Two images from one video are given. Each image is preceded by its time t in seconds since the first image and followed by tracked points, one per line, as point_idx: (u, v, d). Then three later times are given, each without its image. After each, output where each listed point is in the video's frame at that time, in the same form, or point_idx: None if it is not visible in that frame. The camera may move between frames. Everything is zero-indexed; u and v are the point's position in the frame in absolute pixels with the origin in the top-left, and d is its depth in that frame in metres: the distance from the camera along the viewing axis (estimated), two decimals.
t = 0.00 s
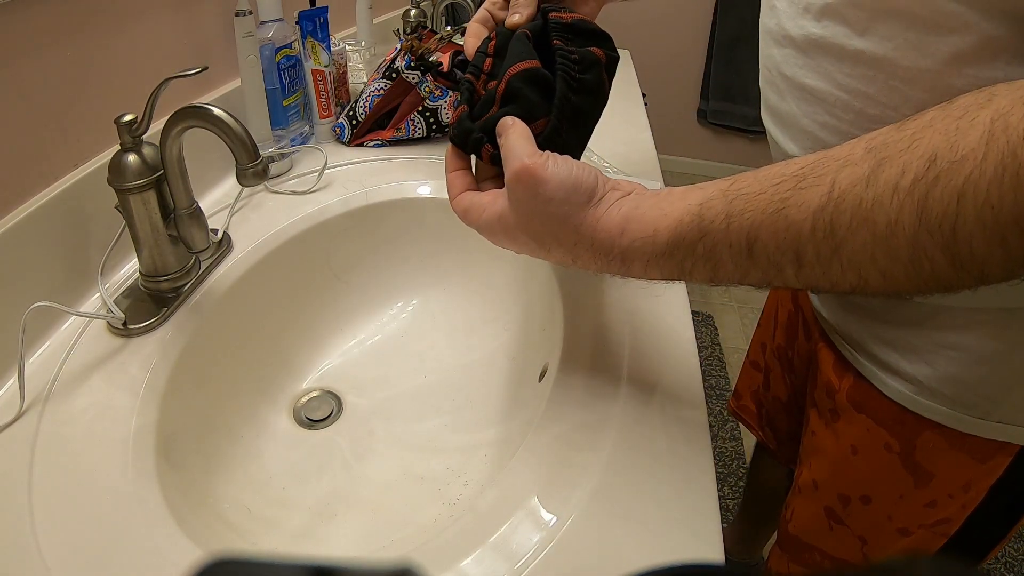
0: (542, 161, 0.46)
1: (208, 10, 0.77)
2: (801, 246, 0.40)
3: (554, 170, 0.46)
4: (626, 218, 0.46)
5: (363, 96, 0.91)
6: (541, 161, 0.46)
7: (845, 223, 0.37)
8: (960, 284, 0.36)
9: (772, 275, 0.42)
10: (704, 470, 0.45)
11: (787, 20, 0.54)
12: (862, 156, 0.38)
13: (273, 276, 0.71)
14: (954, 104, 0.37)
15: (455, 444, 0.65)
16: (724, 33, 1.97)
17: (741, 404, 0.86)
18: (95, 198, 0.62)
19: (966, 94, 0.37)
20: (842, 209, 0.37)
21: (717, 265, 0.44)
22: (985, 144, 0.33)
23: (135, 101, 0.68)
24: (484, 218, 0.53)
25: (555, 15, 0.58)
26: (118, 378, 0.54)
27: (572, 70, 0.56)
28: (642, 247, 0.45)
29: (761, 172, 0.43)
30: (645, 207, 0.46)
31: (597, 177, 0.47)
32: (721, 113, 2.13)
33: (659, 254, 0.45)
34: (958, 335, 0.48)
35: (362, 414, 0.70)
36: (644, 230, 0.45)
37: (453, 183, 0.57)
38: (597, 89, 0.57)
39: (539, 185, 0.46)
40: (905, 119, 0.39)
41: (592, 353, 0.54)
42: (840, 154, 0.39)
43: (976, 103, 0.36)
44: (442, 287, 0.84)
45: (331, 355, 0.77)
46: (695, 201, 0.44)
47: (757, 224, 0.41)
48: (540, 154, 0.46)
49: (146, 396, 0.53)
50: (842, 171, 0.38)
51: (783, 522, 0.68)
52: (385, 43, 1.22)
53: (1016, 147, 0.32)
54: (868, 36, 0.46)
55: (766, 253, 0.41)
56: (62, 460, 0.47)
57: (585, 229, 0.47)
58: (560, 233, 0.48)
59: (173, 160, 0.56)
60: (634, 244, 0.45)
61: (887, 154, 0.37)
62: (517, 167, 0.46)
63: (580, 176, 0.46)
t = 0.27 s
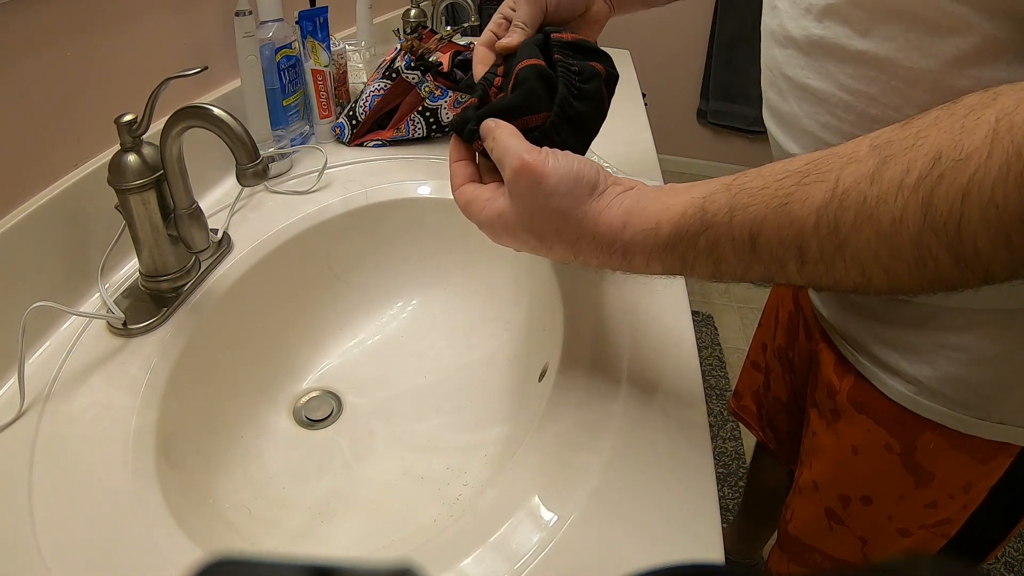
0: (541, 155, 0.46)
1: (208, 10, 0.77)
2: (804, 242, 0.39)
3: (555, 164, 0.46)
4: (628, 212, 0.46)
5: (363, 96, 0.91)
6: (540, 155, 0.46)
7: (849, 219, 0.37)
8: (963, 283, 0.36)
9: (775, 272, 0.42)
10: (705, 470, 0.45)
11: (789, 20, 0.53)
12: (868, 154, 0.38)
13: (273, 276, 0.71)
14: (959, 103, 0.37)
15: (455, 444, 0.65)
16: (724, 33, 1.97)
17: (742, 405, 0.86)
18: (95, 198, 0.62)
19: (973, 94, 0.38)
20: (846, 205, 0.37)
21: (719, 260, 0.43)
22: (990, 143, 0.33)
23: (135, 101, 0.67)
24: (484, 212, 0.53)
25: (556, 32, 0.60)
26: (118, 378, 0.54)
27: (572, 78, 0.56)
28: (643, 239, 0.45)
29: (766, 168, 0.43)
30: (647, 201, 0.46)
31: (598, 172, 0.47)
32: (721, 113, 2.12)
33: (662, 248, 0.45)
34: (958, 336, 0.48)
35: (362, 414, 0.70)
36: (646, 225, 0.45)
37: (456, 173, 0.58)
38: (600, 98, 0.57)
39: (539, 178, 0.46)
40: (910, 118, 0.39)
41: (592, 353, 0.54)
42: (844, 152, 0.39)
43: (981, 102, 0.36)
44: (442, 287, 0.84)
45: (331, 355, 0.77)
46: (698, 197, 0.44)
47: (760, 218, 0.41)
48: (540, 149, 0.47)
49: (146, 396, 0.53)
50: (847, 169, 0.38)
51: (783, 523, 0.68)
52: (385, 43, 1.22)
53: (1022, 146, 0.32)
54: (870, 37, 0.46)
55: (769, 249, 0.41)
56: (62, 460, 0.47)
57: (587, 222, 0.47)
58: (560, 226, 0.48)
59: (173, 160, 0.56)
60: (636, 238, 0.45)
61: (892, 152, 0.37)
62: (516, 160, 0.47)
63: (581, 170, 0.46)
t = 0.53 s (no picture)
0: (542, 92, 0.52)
1: (208, 10, 0.77)
2: (793, 179, 0.39)
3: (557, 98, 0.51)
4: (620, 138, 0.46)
5: (363, 96, 0.91)
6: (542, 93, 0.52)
7: (838, 158, 0.37)
8: (947, 245, 0.36)
9: (760, 213, 0.41)
10: (705, 469, 0.45)
11: (790, 20, 0.53)
12: (866, 107, 0.38)
13: (272, 277, 0.71)
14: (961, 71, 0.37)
15: (455, 444, 0.65)
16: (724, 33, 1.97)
17: (742, 405, 0.86)
18: (95, 198, 0.62)
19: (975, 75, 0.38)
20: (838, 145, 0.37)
21: (706, 191, 0.43)
22: (984, 101, 0.33)
23: (135, 101, 0.67)
24: (489, 149, 0.56)
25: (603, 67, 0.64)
26: (118, 378, 0.54)
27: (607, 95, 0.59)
28: (632, 159, 0.45)
29: (766, 116, 0.43)
30: (644, 133, 0.46)
31: (598, 110, 0.50)
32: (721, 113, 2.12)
33: (651, 174, 0.45)
34: (958, 335, 0.48)
35: (362, 414, 0.70)
36: (640, 148, 0.45)
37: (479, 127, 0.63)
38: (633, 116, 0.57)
39: (541, 107, 0.51)
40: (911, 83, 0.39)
41: (592, 353, 0.54)
42: (843, 107, 0.39)
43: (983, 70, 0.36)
44: (442, 287, 0.84)
45: (331, 355, 0.77)
46: (694, 131, 0.44)
47: (751, 149, 0.40)
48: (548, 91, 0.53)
49: (146, 396, 0.53)
50: (842, 118, 0.38)
51: (783, 523, 0.68)
52: (385, 43, 1.22)
53: (1010, 112, 0.32)
54: (871, 37, 0.46)
55: (756, 184, 0.40)
56: (62, 460, 0.47)
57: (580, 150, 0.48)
58: (555, 153, 0.50)
59: (173, 160, 0.56)
60: (626, 163, 0.45)
61: (888, 106, 0.37)
62: (526, 93, 0.53)
63: (583, 107, 0.50)
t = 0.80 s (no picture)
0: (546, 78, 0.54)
1: (208, 10, 0.77)
2: (809, 153, 0.38)
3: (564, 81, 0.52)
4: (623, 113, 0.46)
5: (363, 96, 0.91)
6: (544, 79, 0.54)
7: (858, 135, 0.36)
8: (959, 232, 0.35)
9: (771, 191, 0.40)
10: (705, 469, 0.45)
11: (791, 20, 0.53)
12: (885, 92, 0.38)
13: (272, 278, 0.71)
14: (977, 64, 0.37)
15: (455, 444, 0.65)
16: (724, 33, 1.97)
17: (743, 405, 0.86)
18: (95, 198, 0.62)
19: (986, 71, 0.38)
20: (858, 121, 0.37)
21: (713, 165, 0.42)
22: (1005, 88, 0.33)
23: (135, 101, 0.67)
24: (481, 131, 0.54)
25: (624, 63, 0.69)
26: (118, 378, 0.54)
27: (617, 84, 0.63)
28: (639, 132, 0.45)
29: (778, 100, 0.43)
30: (653, 110, 0.46)
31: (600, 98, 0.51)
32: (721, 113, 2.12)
33: (660, 147, 0.44)
34: (960, 336, 0.48)
35: (362, 414, 0.70)
36: (648, 120, 0.45)
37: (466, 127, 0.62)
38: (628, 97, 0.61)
39: (544, 89, 0.51)
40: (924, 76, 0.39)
41: (592, 353, 0.54)
42: (860, 92, 0.39)
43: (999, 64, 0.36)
44: (442, 287, 0.84)
45: (331, 355, 0.77)
46: (706, 108, 0.44)
47: (767, 123, 0.40)
48: (551, 76, 0.55)
49: (146, 396, 0.53)
50: (862, 100, 0.38)
51: (784, 523, 0.68)
52: (385, 43, 1.22)
53: None
54: (872, 38, 0.46)
55: (771, 157, 0.39)
56: (62, 461, 0.47)
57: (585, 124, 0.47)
58: (554, 127, 0.49)
59: (173, 160, 0.56)
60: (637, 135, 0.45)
61: (908, 90, 0.37)
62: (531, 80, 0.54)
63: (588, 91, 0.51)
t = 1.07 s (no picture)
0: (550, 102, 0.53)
1: (208, 10, 0.77)
2: (811, 171, 0.38)
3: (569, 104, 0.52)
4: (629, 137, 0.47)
5: (363, 96, 0.91)
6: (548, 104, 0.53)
7: (859, 150, 0.36)
8: (963, 248, 0.35)
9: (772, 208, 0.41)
10: (706, 469, 0.45)
11: (793, 22, 0.53)
12: (885, 107, 0.38)
13: (271, 278, 0.71)
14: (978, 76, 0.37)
15: (456, 443, 0.65)
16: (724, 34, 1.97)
17: (743, 405, 0.86)
18: (95, 197, 0.62)
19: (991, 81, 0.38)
20: (858, 140, 0.37)
21: (718, 186, 0.42)
22: (1005, 100, 0.33)
23: (135, 101, 0.68)
24: (493, 162, 0.55)
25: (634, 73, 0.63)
26: (118, 378, 0.54)
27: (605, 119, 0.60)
28: (642, 153, 0.45)
29: (781, 116, 0.43)
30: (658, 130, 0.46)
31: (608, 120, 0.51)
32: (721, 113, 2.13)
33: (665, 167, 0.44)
34: (960, 337, 0.48)
35: (362, 414, 0.70)
36: (652, 141, 0.45)
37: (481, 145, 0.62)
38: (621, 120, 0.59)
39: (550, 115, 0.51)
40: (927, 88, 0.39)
41: (592, 354, 0.54)
42: (861, 107, 0.39)
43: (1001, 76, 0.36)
44: (442, 287, 0.84)
45: (331, 355, 0.77)
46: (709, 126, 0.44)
47: (768, 142, 0.40)
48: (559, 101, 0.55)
49: (146, 396, 0.53)
50: (862, 116, 0.38)
51: (784, 524, 0.68)
52: (385, 43, 1.22)
53: None
54: (874, 39, 0.46)
55: (772, 175, 0.40)
56: (62, 461, 0.47)
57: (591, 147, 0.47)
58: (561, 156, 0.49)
59: (173, 160, 0.56)
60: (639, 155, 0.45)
61: (907, 106, 0.37)
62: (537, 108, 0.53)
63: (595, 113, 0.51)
